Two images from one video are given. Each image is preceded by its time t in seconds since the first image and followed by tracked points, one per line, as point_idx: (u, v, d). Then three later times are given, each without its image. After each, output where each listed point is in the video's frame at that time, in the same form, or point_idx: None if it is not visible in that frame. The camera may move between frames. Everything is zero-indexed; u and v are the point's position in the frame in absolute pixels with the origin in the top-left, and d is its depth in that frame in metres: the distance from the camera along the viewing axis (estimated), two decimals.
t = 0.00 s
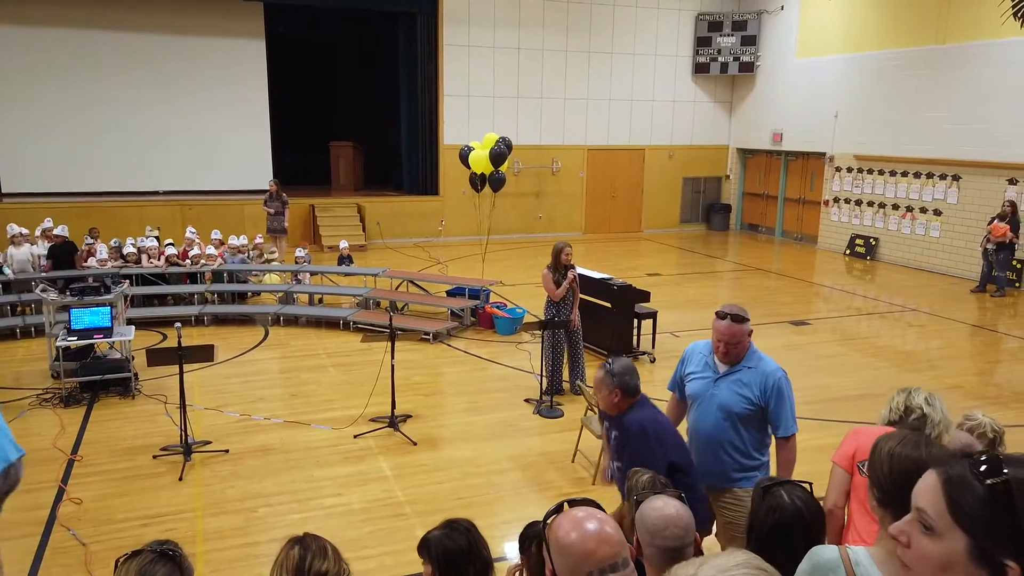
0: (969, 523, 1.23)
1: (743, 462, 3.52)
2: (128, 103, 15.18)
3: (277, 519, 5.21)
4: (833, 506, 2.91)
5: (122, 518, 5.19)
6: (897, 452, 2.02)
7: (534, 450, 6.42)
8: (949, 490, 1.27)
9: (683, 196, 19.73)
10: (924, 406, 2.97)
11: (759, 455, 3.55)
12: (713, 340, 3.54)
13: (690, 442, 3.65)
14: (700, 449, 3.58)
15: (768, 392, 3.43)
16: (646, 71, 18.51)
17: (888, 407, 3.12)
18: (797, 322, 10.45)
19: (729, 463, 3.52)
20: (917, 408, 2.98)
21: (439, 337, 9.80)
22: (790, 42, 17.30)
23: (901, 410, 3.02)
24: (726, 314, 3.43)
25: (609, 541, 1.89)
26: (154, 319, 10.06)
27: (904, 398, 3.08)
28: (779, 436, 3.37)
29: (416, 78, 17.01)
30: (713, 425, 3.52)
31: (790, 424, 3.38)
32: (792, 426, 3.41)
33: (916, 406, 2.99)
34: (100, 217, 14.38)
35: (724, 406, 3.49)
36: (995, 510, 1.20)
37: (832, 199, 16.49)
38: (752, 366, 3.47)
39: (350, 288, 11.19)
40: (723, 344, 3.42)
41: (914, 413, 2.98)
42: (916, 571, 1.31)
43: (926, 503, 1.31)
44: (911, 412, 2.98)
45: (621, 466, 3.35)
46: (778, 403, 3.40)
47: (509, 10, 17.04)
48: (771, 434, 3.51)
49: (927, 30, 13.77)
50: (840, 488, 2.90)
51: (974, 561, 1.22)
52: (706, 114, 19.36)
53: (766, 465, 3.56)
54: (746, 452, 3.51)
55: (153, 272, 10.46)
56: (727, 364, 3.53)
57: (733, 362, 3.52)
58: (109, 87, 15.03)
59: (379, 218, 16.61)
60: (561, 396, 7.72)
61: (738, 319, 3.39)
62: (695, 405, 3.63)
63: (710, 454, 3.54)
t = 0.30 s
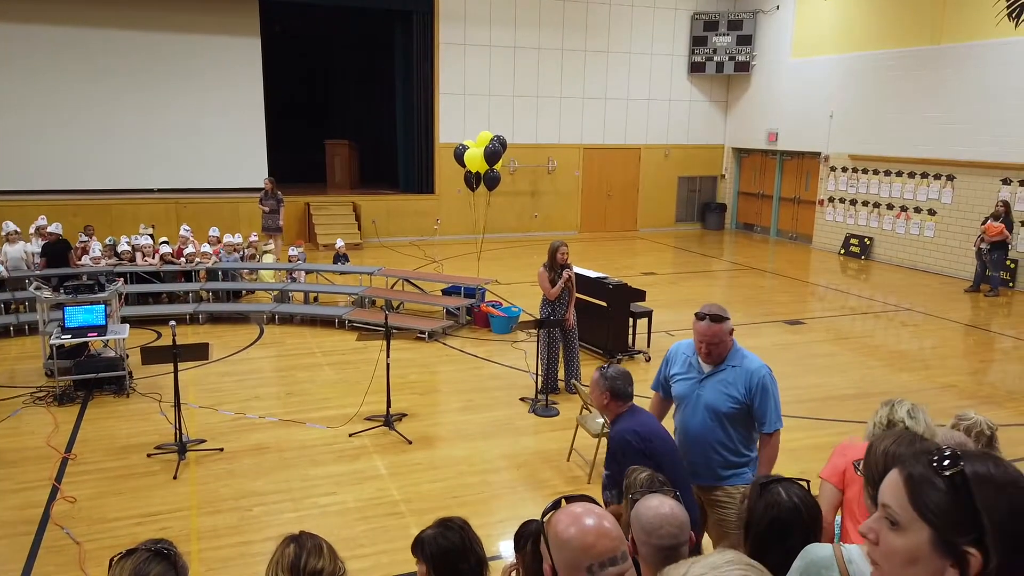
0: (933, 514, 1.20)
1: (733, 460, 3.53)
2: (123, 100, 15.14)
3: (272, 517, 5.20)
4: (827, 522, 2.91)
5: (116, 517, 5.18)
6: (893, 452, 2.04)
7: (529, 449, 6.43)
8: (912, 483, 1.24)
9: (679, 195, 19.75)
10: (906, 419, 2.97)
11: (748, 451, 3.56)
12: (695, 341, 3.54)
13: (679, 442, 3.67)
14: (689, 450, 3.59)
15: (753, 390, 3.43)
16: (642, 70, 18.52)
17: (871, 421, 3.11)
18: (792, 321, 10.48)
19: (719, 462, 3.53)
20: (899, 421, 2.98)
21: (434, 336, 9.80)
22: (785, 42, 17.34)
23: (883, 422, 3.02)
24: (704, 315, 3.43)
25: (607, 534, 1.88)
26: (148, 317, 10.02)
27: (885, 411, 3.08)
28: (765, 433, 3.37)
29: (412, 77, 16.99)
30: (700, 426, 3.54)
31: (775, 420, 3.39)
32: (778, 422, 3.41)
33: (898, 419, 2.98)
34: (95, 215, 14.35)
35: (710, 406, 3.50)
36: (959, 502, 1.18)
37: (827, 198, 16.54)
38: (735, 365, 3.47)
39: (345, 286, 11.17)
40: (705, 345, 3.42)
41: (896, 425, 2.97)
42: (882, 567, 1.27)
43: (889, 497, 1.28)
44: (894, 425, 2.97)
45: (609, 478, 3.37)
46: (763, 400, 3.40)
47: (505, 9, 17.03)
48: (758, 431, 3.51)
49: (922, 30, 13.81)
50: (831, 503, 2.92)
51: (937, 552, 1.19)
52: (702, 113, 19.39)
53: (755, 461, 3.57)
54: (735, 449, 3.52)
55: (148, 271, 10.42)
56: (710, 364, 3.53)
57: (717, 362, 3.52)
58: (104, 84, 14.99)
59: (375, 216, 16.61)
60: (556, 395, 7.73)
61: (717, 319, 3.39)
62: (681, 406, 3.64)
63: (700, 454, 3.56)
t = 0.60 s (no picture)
0: (916, 511, 1.20)
1: (727, 460, 3.54)
2: (118, 98, 15.09)
3: (267, 516, 5.20)
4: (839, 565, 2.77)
5: (111, 516, 5.16)
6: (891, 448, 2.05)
7: (525, 448, 6.44)
8: (894, 480, 1.24)
9: (675, 194, 19.77)
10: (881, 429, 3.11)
11: (743, 451, 3.57)
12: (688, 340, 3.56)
13: (673, 443, 3.67)
14: (683, 450, 3.60)
15: (746, 390, 3.44)
16: (639, 69, 18.53)
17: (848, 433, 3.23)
18: (787, 320, 10.51)
19: (712, 462, 3.53)
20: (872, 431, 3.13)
21: (430, 335, 9.80)
22: (781, 43, 17.37)
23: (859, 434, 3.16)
24: (698, 314, 3.43)
25: (607, 529, 1.87)
26: (143, 316, 10.00)
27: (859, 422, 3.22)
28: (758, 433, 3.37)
29: (408, 76, 16.99)
30: (694, 425, 3.54)
31: (769, 419, 3.39)
32: (772, 422, 3.41)
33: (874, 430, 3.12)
34: (89, 213, 14.31)
35: (703, 406, 3.51)
36: (937, 498, 1.19)
37: (822, 198, 16.58)
38: (729, 364, 3.48)
39: (342, 285, 11.15)
40: (698, 345, 3.43)
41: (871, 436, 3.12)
42: (867, 567, 1.25)
43: (869, 496, 1.27)
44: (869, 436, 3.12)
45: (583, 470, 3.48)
46: (756, 399, 3.41)
47: (502, 8, 17.04)
48: (753, 431, 3.52)
49: (918, 31, 13.85)
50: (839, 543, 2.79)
51: (920, 548, 1.19)
52: (698, 113, 19.42)
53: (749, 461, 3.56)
54: (729, 449, 3.53)
55: (143, 270, 10.40)
56: (704, 363, 3.54)
57: (711, 361, 3.53)
58: (99, 82, 14.94)
59: (371, 215, 16.61)
60: (552, 394, 7.74)
61: (709, 318, 3.41)
62: (675, 406, 3.65)
63: (693, 455, 3.56)
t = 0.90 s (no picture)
0: (913, 512, 1.21)
1: (726, 463, 3.54)
2: (114, 97, 15.05)
3: (263, 516, 5.19)
4: None
5: (107, 515, 5.16)
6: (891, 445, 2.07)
7: (521, 447, 6.44)
8: (892, 481, 1.25)
9: (671, 193, 19.78)
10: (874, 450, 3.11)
11: (743, 455, 3.57)
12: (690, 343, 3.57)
13: (674, 444, 3.69)
14: (683, 452, 3.61)
15: (746, 394, 3.44)
16: (635, 68, 18.54)
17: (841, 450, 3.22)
18: (783, 319, 10.53)
19: (711, 464, 3.54)
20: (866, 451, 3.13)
21: (427, 334, 9.79)
22: (778, 42, 17.39)
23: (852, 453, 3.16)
24: (699, 318, 3.44)
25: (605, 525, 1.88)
26: (139, 315, 9.99)
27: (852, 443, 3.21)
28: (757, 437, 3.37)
29: (405, 76, 16.97)
30: (694, 427, 3.56)
31: (769, 424, 3.38)
32: (772, 426, 3.40)
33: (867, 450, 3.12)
34: (85, 212, 14.27)
35: (703, 408, 3.52)
36: (934, 499, 1.20)
37: (819, 197, 16.61)
38: (730, 367, 3.48)
39: (338, 284, 11.14)
40: (700, 347, 3.44)
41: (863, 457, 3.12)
42: (866, 567, 1.27)
43: (870, 497, 1.28)
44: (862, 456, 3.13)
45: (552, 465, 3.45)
46: (756, 404, 3.40)
47: (498, 7, 17.02)
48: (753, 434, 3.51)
49: (914, 31, 13.87)
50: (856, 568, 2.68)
51: (919, 550, 1.20)
52: (695, 112, 19.43)
53: (750, 465, 3.56)
54: (728, 453, 3.53)
55: (139, 268, 10.38)
56: (706, 366, 3.55)
57: (713, 364, 3.54)
58: (95, 81, 14.89)
59: (367, 214, 16.61)
60: (549, 393, 7.74)
61: (710, 321, 3.41)
62: (677, 408, 3.67)
63: (693, 457, 3.58)
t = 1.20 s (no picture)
0: (906, 514, 1.21)
1: (722, 466, 3.54)
2: (110, 95, 14.99)
3: (260, 515, 5.18)
4: None
5: (103, 514, 5.14)
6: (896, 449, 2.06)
7: (517, 446, 6.43)
8: (885, 484, 1.25)
9: (668, 192, 19.79)
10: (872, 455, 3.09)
11: (740, 458, 3.56)
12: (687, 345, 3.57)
13: (672, 446, 3.71)
14: (680, 453, 3.63)
15: (742, 397, 3.43)
16: (632, 68, 18.54)
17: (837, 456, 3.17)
18: (779, 319, 10.54)
19: (707, 467, 3.55)
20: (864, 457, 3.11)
21: (424, 332, 9.79)
22: (774, 42, 17.41)
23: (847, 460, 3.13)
24: (693, 321, 3.44)
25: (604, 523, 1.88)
26: (135, 313, 9.96)
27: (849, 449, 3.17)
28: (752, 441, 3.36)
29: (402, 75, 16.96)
30: (690, 429, 3.57)
31: (764, 428, 3.37)
32: (768, 430, 3.39)
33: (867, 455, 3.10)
34: (81, 211, 14.22)
35: (699, 411, 3.53)
36: (927, 500, 1.20)
37: (815, 197, 16.63)
38: (726, 370, 3.48)
39: (335, 283, 11.12)
40: (694, 350, 3.44)
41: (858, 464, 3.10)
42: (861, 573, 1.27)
43: (862, 502, 1.27)
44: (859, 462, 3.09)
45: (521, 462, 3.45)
46: (750, 408, 3.39)
47: (495, 6, 17.00)
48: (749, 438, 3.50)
49: (910, 32, 13.90)
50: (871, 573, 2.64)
51: (916, 553, 1.20)
52: (692, 111, 19.43)
53: (746, 468, 3.55)
54: (724, 456, 3.53)
55: (136, 268, 10.35)
56: (703, 369, 3.55)
57: (709, 367, 3.54)
58: (91, 79, 14.83)
59: (364, 212, 16.59)
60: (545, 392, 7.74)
61: (703, 324, 3.41)
62: (675, 410, 3.68)
63: (689, 459, 3.59)
